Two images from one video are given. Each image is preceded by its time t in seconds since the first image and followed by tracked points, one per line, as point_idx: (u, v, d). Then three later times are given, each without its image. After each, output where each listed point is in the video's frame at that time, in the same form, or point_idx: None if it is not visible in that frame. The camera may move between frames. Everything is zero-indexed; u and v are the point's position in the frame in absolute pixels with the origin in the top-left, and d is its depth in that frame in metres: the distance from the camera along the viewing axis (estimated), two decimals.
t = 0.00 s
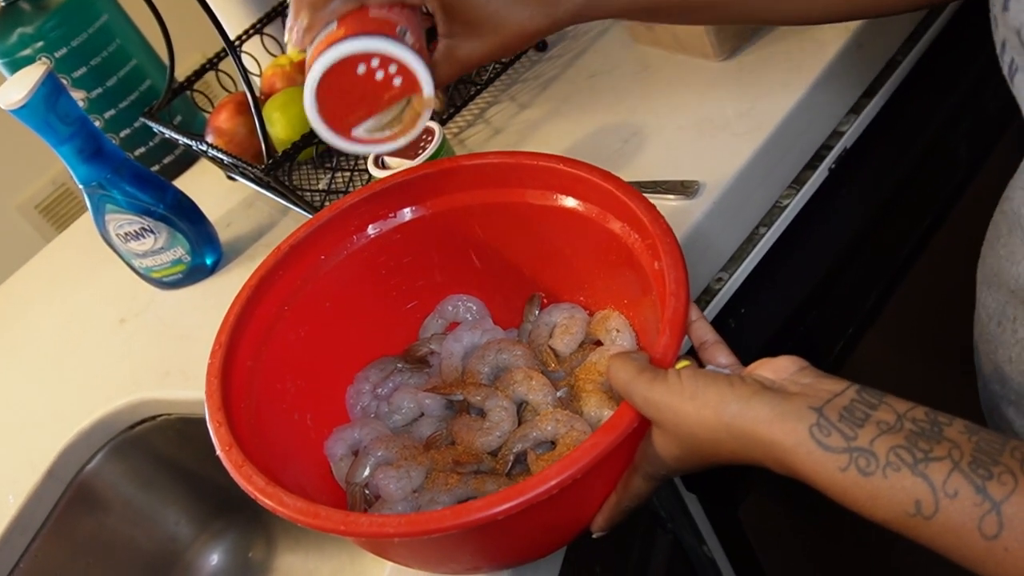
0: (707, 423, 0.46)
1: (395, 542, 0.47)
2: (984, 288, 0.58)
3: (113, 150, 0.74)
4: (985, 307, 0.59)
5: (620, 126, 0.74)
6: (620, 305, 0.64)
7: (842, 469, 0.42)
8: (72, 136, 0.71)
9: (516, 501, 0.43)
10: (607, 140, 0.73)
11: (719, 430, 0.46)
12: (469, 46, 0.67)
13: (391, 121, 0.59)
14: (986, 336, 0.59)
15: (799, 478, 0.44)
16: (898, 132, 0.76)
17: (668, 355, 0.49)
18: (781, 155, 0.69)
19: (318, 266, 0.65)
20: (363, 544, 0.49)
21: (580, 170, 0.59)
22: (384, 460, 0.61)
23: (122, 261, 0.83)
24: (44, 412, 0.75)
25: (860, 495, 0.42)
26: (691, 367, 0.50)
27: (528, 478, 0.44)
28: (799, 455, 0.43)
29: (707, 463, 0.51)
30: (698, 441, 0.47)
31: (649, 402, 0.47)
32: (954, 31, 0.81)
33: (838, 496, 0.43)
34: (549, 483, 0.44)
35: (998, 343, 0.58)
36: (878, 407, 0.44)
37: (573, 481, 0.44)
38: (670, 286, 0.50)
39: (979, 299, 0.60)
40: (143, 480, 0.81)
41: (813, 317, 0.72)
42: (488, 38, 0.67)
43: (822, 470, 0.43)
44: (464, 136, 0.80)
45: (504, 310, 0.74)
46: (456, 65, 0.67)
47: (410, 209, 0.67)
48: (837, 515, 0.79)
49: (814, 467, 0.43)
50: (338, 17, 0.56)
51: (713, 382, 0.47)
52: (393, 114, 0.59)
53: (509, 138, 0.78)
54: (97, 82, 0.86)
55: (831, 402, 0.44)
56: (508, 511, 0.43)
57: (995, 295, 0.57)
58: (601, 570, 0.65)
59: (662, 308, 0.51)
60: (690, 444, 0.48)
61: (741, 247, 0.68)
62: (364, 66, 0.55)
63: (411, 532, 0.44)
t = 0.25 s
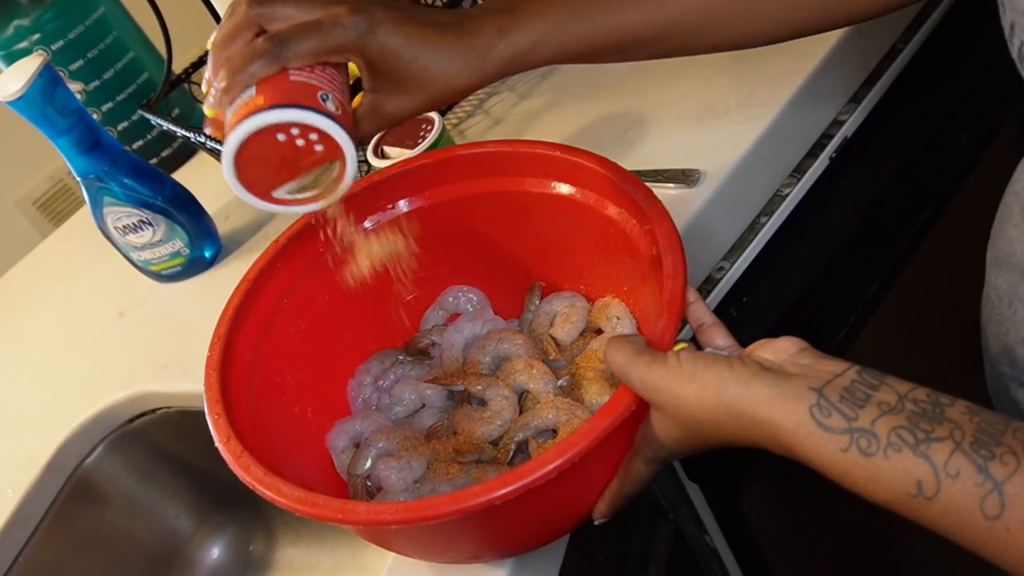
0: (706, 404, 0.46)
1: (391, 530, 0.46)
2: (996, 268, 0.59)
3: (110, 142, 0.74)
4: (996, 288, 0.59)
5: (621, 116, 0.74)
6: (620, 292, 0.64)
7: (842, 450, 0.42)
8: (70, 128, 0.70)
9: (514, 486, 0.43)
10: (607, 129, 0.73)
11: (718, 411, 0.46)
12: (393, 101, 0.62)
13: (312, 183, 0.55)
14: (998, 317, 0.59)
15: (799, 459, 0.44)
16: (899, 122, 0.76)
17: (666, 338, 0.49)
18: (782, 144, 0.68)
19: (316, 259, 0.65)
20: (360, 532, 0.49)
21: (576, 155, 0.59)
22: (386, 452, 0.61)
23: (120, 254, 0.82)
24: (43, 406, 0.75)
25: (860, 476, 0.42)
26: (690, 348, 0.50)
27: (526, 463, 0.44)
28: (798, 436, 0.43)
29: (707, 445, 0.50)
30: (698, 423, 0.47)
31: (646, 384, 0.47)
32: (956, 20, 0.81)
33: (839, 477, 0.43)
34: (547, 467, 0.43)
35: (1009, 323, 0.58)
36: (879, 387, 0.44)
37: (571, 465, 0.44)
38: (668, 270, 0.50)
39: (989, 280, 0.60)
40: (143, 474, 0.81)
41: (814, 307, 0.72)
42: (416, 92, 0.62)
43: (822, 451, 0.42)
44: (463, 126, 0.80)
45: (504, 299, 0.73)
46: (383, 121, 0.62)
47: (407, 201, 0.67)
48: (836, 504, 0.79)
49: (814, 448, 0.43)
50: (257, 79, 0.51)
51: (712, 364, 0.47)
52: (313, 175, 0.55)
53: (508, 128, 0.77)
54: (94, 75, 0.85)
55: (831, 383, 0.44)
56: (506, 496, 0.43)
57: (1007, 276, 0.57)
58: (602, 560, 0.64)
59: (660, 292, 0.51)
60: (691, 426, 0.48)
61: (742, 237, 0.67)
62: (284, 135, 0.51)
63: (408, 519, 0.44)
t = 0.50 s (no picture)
0: (712, 382, 0.46)
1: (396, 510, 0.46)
2: (1001, 253, 0.59)
3: (114, 131, 0.73)
4: (1002, 272, 0.59)
5: (626, 100, 0.74)
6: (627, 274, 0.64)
7: (851, 430, 0.41)
8: (73, 117, 0.70)
9: (519, 464, 0.43)
10: (613, 114, 0.73)
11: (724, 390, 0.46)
12: (382, 30, 0.64)
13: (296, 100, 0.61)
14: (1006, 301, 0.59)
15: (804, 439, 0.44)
16: (905, 104, 0.76)
17: (671, 314, 0.49)
18: (788, 127, 0.68)
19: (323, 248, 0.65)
20: (365, 513, 0.49)
21: (580, 138, 0.59)
22: (394, 437, 0.61)
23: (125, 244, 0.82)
24: (50, 395, 0.75)
25: (869, 457, 0.41)
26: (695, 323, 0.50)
27: (530, 441, 0.44)
28: (804, 415, 0.43)
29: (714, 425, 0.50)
30: (703, 402, 0.47)
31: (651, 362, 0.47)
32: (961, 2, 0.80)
33: (846, 457, 0.42)
34: (552, 445, 0.43)
35: (1017, 307, 0.58)
36: (887, 366, 0.43)
37: (576, 442, 0.44)
38: (673, 247, 0.50)
39: (996, 264, 0.60)
40: (150, 463, 0.81)
41: (821, 290, 0.72)
42: (404, 24, 0.64)
43: (830, 431, 0.42)
44: (468, 112, 0.80)
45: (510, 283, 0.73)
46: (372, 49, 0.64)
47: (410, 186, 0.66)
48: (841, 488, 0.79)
49: (821, 427, 0.42)
50: None
51: (720, 342, 0.46)
52: (298, 91, 0.61)
53: (513, 114, 0.77)
54: (97, 65, 0.85)
55: (839, 361, 0.44)
56: (511, 474, 0.43)
57: (1013, 260, 0.57)
58: (614, 546, 0.65)
59: (664, 268, 0.51)
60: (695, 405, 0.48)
61: (749, 220, 0.67)
62: (267, 48, 0.57)
63: (414, 499, 0.44)
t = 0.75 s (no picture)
0: (709, 343, 0.44)
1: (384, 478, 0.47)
2: (1008, 218, 0.63)
3: (119, 113, 0.73)
4: (1007, 236, 0.63)
5: (632, 75, 0.74)
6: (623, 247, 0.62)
7: (843, 388, 0.41)
8: (79, 100, 0.69)
9: (498, 425, 0.43)
10: (618, 89, 0.73)
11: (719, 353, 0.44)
12: None
13: (368, 49, 0.71)
14: (1010, 265, 0.64)
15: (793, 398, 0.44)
16: (912, 77, 0.76)
17: (646, 268, 0.47)
18: (795, 100, 0.68)
19: (324, 242, 0.65)
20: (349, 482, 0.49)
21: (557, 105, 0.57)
22: (402, 421, 0.59)
23: (133, 227, 0.82)
24: (61, 376, 0.75)
25: (859, 415, 0.41)
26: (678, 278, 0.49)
27: (508, 402, 0.44)
28: (796, 374, 0.42)
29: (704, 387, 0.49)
30: (697, 363, 0.45)
31: (644, 318, 0.45)
32: None
33: (836, 415, 0.42)
34: (530, 402, 0.43)
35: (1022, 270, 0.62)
36: (880, 326, 0.43)
37: (554, 398, 0.44)
38: (647, 202, 0.49)
39: (1001, 229, 0.64)
40: (160, 443, 0.82)
41: (829, 264, 0.72)
42: None
43: (820, 389, 0.42)
44: (472, 91, 0.80)
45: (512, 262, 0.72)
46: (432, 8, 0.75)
47: (404, 176, 0.66)
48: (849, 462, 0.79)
49: (815, 386, 0.42)
50: None
51: (711, 298, 0.45)
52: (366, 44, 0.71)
53: (518, 92, 0.77)
54: (101, 49, 0.85)
55: (832, 321, 0.43)
56: (490, 434, 0.43)
57: (1017, 223, 0.61)
58: (623, 521, 0.65)
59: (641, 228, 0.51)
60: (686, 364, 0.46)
61: (756, 194, 0.67)
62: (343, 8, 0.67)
63: (398, 465, 0.44)
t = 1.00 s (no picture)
0: (713, 324, 0.44)
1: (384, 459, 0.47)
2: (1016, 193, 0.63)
3: (123, 104, 0.73)
4: (1016, 212, 0.64)
5: (634, 60, 0.74)
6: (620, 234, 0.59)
7: (845, 367, 0.41)
8: (83, 91, 0.70)
9: (491, 404, 0.44)
10: (620, 74, 0.73)
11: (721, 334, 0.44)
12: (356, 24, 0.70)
13: (278, 107, 0.61)
14: (1017, 240, 0.65)
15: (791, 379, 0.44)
16: (914, 59, 0.75)
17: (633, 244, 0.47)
18: (798, 82, 0.68)
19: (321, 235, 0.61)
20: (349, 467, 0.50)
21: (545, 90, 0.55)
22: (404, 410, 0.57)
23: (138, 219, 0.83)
24: (68, 367, 0.76)
25: (858, 395, 0.41)
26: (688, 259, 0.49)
27: (500, 381, 0.45)
28: (798, 354, 0.42)
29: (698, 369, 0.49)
30: (698, 344, 0.45)
31: (650, 298, 0.45)
32: None
33: (834, 395, 0.42)
34: (522, 379, 0.44)
35: None
36: (881, 311, 0.43)
37: (545, 376, 0.45)
38: (632, 180, 0.49)
39: (1011, 205, 0.64)
40: (169, 433, 0.83)
41: (833, 247, 0.72)
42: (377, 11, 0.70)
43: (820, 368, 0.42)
44: (474, 78, 0.80)
45: (509, 249, 0.68)
46: (350, 43, 0.70)
47: (397, 166, 0.62)
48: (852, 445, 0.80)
49: (816, 366, 0.42)
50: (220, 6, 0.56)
51: (716, 278, 0.45)
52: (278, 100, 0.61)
53: (520, 78, 0.77)
54: (103, 41, 0.85)
55: (834, 304, 0.43)
56: (483, 413, 0.44)
57: None
58: (629, 504, 0.65)
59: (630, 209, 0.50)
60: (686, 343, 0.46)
61: (759, 177, 0.67)
62: (248, 65, 0.56)
63: (396, 448, 0.45)
